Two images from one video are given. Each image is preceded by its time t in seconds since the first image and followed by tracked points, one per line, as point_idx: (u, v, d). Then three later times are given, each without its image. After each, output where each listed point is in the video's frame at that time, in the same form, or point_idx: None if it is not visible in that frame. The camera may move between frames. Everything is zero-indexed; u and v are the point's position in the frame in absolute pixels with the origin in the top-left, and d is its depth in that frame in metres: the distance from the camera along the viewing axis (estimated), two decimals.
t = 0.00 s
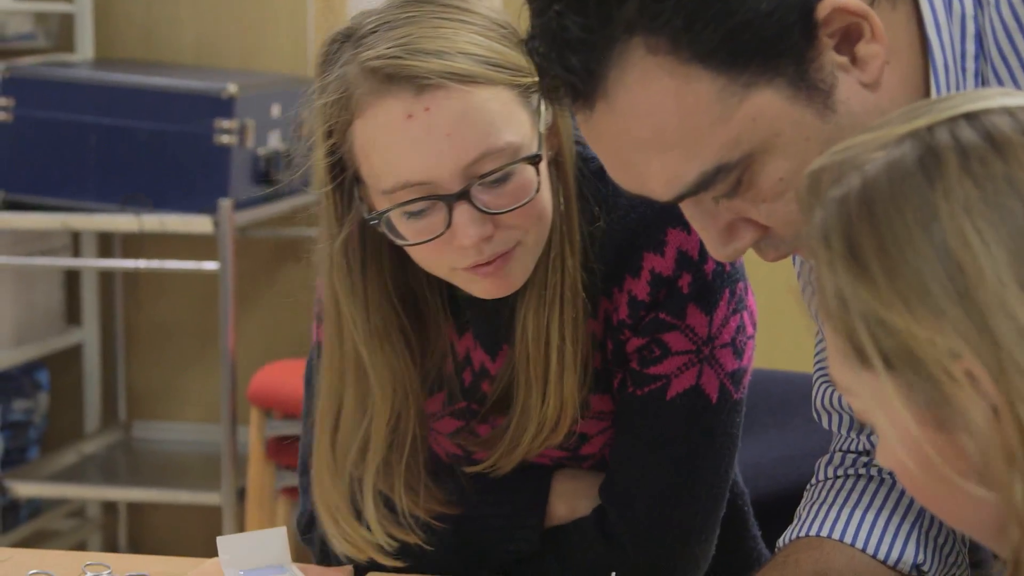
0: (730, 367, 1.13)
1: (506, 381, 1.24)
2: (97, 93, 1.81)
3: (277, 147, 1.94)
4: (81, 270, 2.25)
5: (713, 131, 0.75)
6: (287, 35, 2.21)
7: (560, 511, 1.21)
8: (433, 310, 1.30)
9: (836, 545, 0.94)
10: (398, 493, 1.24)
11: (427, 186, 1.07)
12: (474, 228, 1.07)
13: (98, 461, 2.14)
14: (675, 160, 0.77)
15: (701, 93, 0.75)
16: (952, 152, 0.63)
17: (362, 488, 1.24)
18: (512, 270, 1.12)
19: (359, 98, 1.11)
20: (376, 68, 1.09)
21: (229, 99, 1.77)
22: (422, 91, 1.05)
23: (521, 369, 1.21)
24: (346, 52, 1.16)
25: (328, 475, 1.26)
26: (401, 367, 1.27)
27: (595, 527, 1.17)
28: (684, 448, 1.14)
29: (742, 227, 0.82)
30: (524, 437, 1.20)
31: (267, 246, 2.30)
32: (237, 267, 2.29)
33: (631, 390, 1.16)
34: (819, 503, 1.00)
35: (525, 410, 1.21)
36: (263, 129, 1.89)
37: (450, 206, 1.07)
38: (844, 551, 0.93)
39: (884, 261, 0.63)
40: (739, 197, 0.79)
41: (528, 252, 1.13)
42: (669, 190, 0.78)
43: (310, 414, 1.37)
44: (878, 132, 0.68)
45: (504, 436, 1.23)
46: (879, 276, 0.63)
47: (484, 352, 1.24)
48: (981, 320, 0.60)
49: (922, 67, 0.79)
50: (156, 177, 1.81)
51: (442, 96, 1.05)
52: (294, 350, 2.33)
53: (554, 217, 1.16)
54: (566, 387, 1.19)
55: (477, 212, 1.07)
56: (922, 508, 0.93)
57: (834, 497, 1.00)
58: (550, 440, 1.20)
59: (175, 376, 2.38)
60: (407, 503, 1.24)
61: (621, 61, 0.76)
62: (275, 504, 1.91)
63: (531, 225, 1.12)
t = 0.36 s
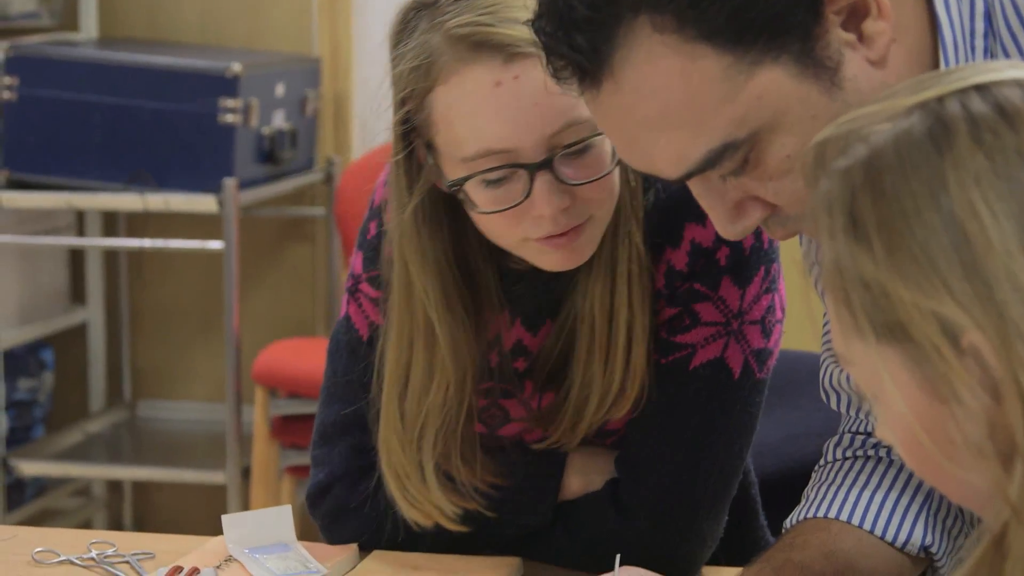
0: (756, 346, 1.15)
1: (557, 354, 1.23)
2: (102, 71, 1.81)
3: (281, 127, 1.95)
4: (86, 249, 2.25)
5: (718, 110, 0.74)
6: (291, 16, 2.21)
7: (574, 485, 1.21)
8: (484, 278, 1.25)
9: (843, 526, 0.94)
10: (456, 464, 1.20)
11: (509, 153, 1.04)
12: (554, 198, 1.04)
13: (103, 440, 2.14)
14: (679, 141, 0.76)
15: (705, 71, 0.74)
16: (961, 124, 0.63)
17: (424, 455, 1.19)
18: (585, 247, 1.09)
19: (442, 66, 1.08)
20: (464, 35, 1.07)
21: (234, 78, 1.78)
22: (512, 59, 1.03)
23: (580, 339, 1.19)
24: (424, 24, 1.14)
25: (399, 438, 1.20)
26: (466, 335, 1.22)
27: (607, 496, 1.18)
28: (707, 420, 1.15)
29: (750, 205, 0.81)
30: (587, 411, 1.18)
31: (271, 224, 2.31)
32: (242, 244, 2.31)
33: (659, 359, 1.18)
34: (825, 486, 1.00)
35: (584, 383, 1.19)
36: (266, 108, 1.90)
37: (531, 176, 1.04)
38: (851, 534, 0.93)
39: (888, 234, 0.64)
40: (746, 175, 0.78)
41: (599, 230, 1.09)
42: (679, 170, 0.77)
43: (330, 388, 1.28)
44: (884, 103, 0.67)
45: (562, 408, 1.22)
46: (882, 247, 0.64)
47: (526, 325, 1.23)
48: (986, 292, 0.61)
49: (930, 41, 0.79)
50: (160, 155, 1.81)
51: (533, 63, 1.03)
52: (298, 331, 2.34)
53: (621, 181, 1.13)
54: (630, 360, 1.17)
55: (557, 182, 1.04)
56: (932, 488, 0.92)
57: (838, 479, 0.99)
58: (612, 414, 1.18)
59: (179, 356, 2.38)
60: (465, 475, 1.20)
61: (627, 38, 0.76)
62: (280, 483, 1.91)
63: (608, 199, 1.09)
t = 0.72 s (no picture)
0: (780, 326, 1.21)
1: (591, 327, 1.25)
2: (108, 48, 1.81)
3: (287, 102, 1.95)
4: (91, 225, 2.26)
5: (738, 79, 0.74)
6: None
7: (599, 458, 1.25)
8: (518, 250, 1.25)
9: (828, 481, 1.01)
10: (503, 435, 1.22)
11: (532, 133, 1.04)
12: (576, 178, 1.04)
13: (108, 417, 2.16)
14: (698, 109, 0.75)
15: (726, 40, 0.73)
16: (967, 95, 0.62)
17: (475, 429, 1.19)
18: (610, 225, 1.10)
19: (468, 43, 1.08)
20: (488, 15, 1.06)
21: (238, 54, 1.78)
22: (536, 40, 1.02)
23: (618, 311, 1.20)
24: None
25: (447, 409, 1.19)
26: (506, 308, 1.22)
27: (622, 467, 1.22)
28: (732, 393, 1.22)
29: (761, 175, 0.81)
30: (631, 384, 1.20)
31: (274, 200, 2.35)
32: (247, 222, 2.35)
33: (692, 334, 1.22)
34: (820, 438, 1.05)
35: (627, 357, 1.21)
36: (272, 84, 1.90)
37: (554, 156, 1.04)
38: (832, 485, 1.00)
39: (895, 209, 0.63)
40: (761, 146, 0.78)
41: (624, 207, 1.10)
42: (692, 137, 0.76)
43: (350, 359, 1.27)
44: (891, 77, 0.67)
45: (603, 380, 1.25)
46: (889, 221, 0.64)
47: (558, 302, 1.25)
48: (993, 266, 0.60)
49: (941, 13, 0.80)
50: (166, 131, 1.81)
51: (557, 45, 1.01)
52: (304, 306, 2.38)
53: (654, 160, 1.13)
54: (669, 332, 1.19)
55: (581, 163, 1.04)
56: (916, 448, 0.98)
57: (830, 434, 1.04)
58: (653, 389, 1.21)
59: (184, 332, 2.38)
60: (510, 444, 1.23)
61: (646, 12, 0.74)
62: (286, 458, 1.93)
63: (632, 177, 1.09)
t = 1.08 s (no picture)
0: (779, 300, 1.21)
1: (586, 307, 1.23)
2: (114, 24, 1.81)
3: (291, 79, 1.95)
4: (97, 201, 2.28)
5: (753, 70, 0.73)
6: None
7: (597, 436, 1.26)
8: (515, 231, 1.24)
9: (787, 475, 1.02)
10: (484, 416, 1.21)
11: (539, 115, 1.03)
12: (584, 160, 1.04)
13: (114, 392, 2.18)
14: (711, 104, 0.75)
15: (739, 36, 0.72)
16: (972, 73, 0.62)
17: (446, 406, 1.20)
18: (617, 205, 1.10)
19: (472, 25, 1.07)
20: None
21: (243, 31, 1.78)
22: (543, 22, 1.01)
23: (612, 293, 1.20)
24: None
25: (419, 394, 1.20)
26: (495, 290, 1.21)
27: (625, 449, 1.22)
28: (730, 370, 1.22)
29: (775, 164, 0.82)
30: (622, 361, 1.20)
31: (280, 178, 2.42)
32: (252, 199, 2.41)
33: (689, 310, 1.22)
34: (780, 430, 1.06)
35: (618, 336, 1.20)
36: (276, 61, 1.90)
37: (562, 137, 1.04)
38: (788, 479, 1.02)
39: (899, 188, 0.64)
40: (777, 137, 0.78)
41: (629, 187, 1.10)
42: (709, 133, 0.77)
43: (345, 338, 1.27)
44: (895, 55, 0.66)
45: (595, 360, 1.23)
46: (892, 200, 0.64)
47: (556, 281, 1.23)
48: (998, 244, 0.61)
49: None
50: (171, 109, 1.81)
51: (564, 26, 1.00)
52: (310, 281, 2.45)
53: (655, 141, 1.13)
54: (662, 312, 1.19)
55: (589, 144, 1.04)
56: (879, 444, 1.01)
57: (792, 426, 1.05)
58: (646, 367, 1.21)
59: (189, 308, 2.43)
60: (492, 426, 1.22)
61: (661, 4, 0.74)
62: (291, 436, 1.95)
63: (638, 158, 1.09)
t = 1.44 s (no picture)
0: (787, 274, 1.22)
1: (595, 282, 1.24)
2: None
3: (299, 54, 1.97)
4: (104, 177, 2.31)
5: (764, 55, 0.73)
6: None
7: (604, 412, 1.26)
8: (531, 210, 1.23)
9: (791, 450, 1.03)
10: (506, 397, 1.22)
11: (570, 86, 1.03)
12: (615, 129, 1.04)
13: (121, 368, 2.24)
14: (723, 90, 0.75)
15: (748, 21, 0.72)
16: (982, 48, 0.62)
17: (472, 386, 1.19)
18: (644, 176, 1.10)
19: None
20: None
21: (251, 5, 1.79)
22: None
23: (626, 265, 1.20)
24: None
25: (447, 373, 1.20)
26: (514, 267, 1.21)
27: (634, 423, 1.22)
28: (738, 345, 1.23)
29: (788, 146, 0.82)
30: (636, 336, 1.21)
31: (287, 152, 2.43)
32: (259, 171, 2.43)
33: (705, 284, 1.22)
34: (785, 404, 1.06)
35: (631, 310, 1.21)
36: (284, 36, 1.91)
37: (592, 108, 1.04)
38: (792, 454, 1.02)
39: (908, 163, 0.63)
40: (788, 119, 0.78)
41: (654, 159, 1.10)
42: (720, 119, 0.77)
43: (352, 314, 1.27)
44: (904, 30, 0.65)
45: (609, 334, 1.24)
46: (903, 177, 0.64)
47: (563, 256, 1.23)
48: (1008, 219, 0.60)
49: None
50: (177, 83, 1.81)
51: None
52: (318, 257, 2.47)
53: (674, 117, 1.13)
54: (679, 289, 1.20)
55: (618, 114, 1.04)
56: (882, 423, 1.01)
57: (797, 400, 1.06)
58: (660, 339, 1.21)
59: (197, 284, 2.48)
60: (514, 407, 1.22)
61: None
62: (299, 411, 1.97)
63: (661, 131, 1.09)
